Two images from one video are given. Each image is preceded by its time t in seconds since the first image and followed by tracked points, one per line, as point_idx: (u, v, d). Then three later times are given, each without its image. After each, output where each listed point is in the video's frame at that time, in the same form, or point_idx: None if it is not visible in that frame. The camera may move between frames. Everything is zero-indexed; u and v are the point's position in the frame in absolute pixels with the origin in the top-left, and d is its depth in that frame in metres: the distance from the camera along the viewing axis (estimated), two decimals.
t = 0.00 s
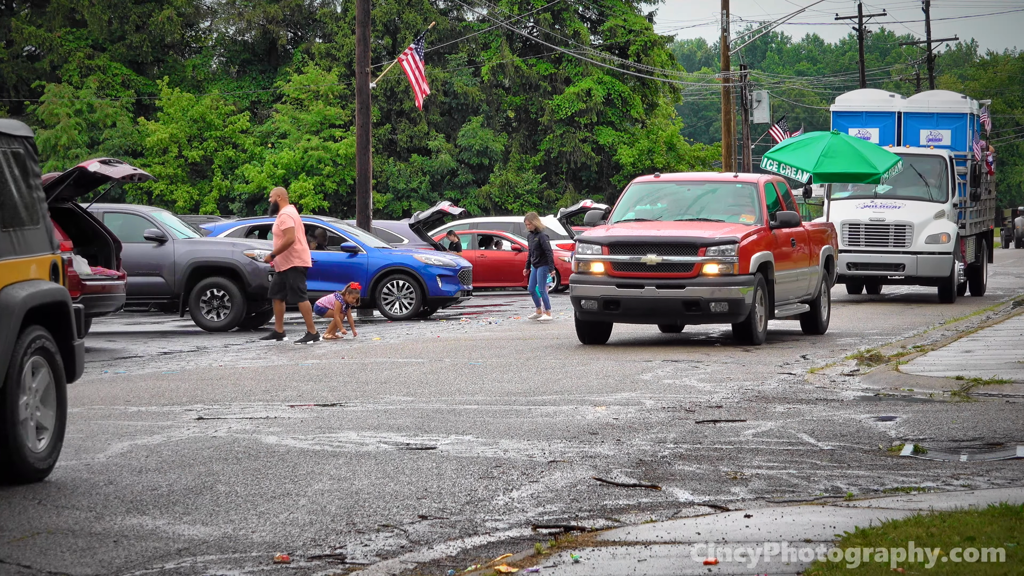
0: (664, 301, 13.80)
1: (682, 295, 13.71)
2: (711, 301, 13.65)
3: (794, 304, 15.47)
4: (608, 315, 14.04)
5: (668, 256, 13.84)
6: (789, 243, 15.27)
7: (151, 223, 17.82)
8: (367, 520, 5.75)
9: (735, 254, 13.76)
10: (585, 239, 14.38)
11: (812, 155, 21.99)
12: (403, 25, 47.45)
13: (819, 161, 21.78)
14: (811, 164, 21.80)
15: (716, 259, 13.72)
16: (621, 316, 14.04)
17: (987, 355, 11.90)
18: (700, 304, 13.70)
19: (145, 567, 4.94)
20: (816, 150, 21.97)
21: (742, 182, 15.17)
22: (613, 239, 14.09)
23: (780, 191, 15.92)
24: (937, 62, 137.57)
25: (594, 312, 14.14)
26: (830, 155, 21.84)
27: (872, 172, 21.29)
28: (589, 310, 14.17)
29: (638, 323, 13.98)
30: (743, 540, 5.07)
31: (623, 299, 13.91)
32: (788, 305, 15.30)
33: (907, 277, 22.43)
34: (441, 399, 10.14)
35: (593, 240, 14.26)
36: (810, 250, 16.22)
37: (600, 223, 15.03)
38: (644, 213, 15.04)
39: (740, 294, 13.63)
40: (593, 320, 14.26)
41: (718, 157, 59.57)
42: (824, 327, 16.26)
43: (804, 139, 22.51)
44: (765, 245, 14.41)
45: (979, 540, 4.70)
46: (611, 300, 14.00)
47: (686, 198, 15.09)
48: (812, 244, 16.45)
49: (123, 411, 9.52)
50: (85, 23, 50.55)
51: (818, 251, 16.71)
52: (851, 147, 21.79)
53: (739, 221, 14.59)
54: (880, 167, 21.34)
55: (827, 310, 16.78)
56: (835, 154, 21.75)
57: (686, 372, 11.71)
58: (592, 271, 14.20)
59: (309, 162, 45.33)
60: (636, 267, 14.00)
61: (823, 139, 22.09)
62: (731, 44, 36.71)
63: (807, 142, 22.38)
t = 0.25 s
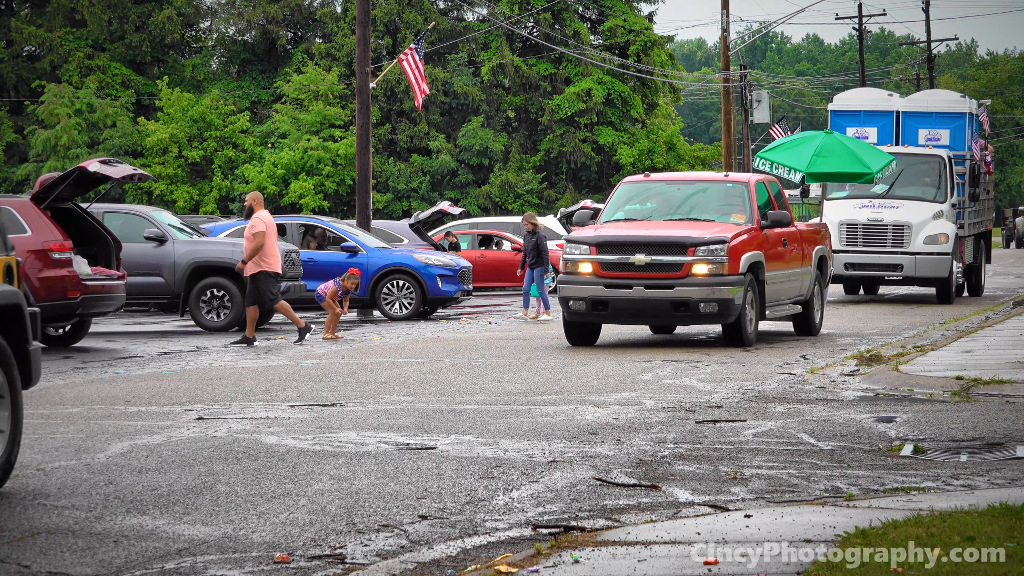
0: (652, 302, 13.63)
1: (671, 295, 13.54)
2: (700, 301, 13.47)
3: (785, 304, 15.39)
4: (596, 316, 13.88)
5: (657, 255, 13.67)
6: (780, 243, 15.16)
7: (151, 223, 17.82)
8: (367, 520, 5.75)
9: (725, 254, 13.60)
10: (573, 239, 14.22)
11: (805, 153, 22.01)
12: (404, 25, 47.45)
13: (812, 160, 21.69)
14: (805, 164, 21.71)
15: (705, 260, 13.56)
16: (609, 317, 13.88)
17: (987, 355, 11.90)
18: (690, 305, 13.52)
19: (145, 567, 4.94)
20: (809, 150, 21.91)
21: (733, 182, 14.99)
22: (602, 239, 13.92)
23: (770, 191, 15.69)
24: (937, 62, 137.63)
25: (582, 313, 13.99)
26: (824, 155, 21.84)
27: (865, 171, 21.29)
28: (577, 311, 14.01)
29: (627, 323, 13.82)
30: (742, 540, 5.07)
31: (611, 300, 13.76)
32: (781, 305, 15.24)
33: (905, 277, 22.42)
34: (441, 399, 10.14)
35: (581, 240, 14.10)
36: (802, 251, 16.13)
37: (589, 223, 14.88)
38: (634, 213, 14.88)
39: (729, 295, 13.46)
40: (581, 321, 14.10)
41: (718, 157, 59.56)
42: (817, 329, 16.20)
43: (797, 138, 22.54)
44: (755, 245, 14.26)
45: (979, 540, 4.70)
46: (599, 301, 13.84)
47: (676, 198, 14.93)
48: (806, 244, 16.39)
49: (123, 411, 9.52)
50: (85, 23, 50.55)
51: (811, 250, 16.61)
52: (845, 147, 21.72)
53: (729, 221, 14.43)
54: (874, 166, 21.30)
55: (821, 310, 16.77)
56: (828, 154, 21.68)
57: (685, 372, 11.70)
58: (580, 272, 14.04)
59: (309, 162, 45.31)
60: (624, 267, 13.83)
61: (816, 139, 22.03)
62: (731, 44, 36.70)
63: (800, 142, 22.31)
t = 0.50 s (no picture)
0: (640, 303, 13.58)
1: (659, 296, 13.49)
2: (688, 302, 13.42)
3: (776, 305, 15.37)
4: (584, 317, 13.84)
5: (644, 256, 13.62)
6: (771, 243, 15.12)
7: (151, 223, 17.82)
8: (367, 520, 5.75)
9: (713, 254, 13.55)
10: (560, 239, 14.17)
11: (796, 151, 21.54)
12: (404, 25, 47.45)
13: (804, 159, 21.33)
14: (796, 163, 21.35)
15: (693, 260, 13.51)
16: (596, 319, 13.83)
17: (987, 355, 11.90)
18: (678, 306, 13.47)
19: (145, 567, 4.94)
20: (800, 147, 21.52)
21: (722, 181, 14.96)
22: (589, 239, 13.87)
23: (761, 191, 15.63)
24: (937, 62, 137.69)
25: (569, 314, 13.95)
26: (814, 154, 21.52)
27: (858, 171, 21.35)
28: (565, 312, 13.96)
29: (614, 325, 13.79)
30: (742, 540, 5.07)
31: (598, 301, 13.71)
32: (773, 306, 15.26)
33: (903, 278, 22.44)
34: (442, 399, 10.14)
35: (567, 240, 14.06)
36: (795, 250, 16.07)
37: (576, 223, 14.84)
38: (621, 213, 14.85)
39: (717, 296, 13.41)
40: (569, 322, 14.05)
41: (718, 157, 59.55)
42: (807, 331, 16.19)
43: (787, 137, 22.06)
44: (744, 246, 14.23)
45: (979, 540, 4.70)
46: (586, 302, 13.79)
47: (664, 197, 14.89)
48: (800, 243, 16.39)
49: (123, 411, 9.52)
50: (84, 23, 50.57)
51: (803, 249, 16.56)
52: (836, 146, 21.53)
53: (718, 221, 14.40)
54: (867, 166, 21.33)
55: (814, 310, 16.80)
56: (819, 154, 21.41)
57: (685, 372, 11.70)
58: (567, 272, 14.00)
59: (309, 161, 45.30)
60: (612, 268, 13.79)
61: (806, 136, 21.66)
62: (731, 45, 36.72)
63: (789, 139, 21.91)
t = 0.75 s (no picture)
0: (624, 304, 13.46)
1: (643, 297, 13.37)
2: (673, 303, 13.29)
3: (765, 306, 15.31)
4: (567, 318, 13.73)
5: (629, 256, 13.49)
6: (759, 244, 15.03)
7: (152, 223, 17.81)
8: (367, 520, 5.75)
9: (699, 255, 13.41)
10: (544, 239, 14.06)
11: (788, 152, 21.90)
12: (404, 25, 47.45)
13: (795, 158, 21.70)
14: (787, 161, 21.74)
15: (679, 260, 13.38)
16: (580, 320, 13.72)
17: (987, 355, 11.89)
18: (663, 307, 13.34)
19: (145, 567, 4.94)
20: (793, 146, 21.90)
21: (710, 180, 14.85)
22: (573, 239, 13.76)
23: (750, 191, 15.51)
24: (938, 62, 137.71)
25: (553, 315, 13.83)
26: (806, 152, 21.83)
27: (849, 171, 21.39)
28: (548, 314, 13.85)
29: (598, 326, 13.66)
30: (743, 540, 5.07)
31: (582, 302, 13.60)
32: (763, 307, 15.22)
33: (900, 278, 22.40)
34: (442, 399, 10.14)
35: (551, 240, 13.95)
36: (784, 250, 16.01)
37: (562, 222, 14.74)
38: (607, 212, 14.74)
39: (703, 297, 13.27)
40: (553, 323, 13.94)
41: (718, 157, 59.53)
42: (800, 331, 16.13)
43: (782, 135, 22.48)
44: (731, 246, 14.11)
45: (979, 540, 4.70)
46: (570, 303, 13.68)
47: (651, 197, 14.79)
48: (789, 244, 16.37)
49: (123, 411, 9.52)
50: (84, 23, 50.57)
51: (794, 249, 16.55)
52: (828, 143, 21.73)
53: (705, 221, 14.28)
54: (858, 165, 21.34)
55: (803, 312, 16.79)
56: (811, 152, 21.70)
57: (684, 372, 11.70)
58: (551, 273, 13.89)
59: (309, 162, 45.29)
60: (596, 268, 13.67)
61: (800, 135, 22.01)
62: (731, 44, 36.72)
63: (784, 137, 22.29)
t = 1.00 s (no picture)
0: (608, 306, 13.42)
1: (628, 299, 13.32)
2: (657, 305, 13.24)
3: (755, 307, 15.31)
4: (551, 320, 13.69)
5: (614, 257, 13.45)
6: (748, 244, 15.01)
7: (152, 224, 17.82)
8: (367, 520, 5.75)
9: (685, 256, 13.35)
10: (527, 240, 14.01)
11: (778, 152, 22.39)
12: (404, 25, 47.45)
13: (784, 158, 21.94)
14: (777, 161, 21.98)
15: (664, 262, 13.33)
16: (564, 321, 13.68)
17: (986, 355, 11.89)
18: (647, 309, 13.29)
19: (145, 567, 4.94)
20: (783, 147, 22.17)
21: (696, 180, 14.85)
22: (557, 240, 13.71)
23: (737, 191, 15.50)
24: (937, 62, 137.75)
25: (536, 317, 13.80)
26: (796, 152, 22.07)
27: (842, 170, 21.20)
28: (532, 315, 13.80)
29: (582, 328, 13.62)
30: (743, 540, 5.07)
31: (566, 304, 13.56)
32: (752, 309, 15.21)
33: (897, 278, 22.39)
34: (442, 399, 10.14)
35: (535, 241, 13.91)
36: (773, 250, 15.99)
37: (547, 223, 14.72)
38: (592, 212, 14.72)
39: (688, 298, 13.21)
40: (536, 324, 13.90)
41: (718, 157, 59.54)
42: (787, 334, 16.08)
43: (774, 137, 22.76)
44: (718, 247, 14.08)
45: (979, 540, 4.70)
46: (553, 304, 13.64)
47: (636, 197, 14.76)
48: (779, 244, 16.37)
49: (123, 411, 9.52)
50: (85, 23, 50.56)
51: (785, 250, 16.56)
52: (817, 143, 21.91)
53: (692, 222, 14.27)
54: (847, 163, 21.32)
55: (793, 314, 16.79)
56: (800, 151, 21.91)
57: (683, 372, 11.70)
58: (534, 273, 13.85)
59: (309, 161, 45.28)
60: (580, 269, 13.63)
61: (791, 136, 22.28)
62: (731, 45, 36.73)
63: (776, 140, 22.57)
